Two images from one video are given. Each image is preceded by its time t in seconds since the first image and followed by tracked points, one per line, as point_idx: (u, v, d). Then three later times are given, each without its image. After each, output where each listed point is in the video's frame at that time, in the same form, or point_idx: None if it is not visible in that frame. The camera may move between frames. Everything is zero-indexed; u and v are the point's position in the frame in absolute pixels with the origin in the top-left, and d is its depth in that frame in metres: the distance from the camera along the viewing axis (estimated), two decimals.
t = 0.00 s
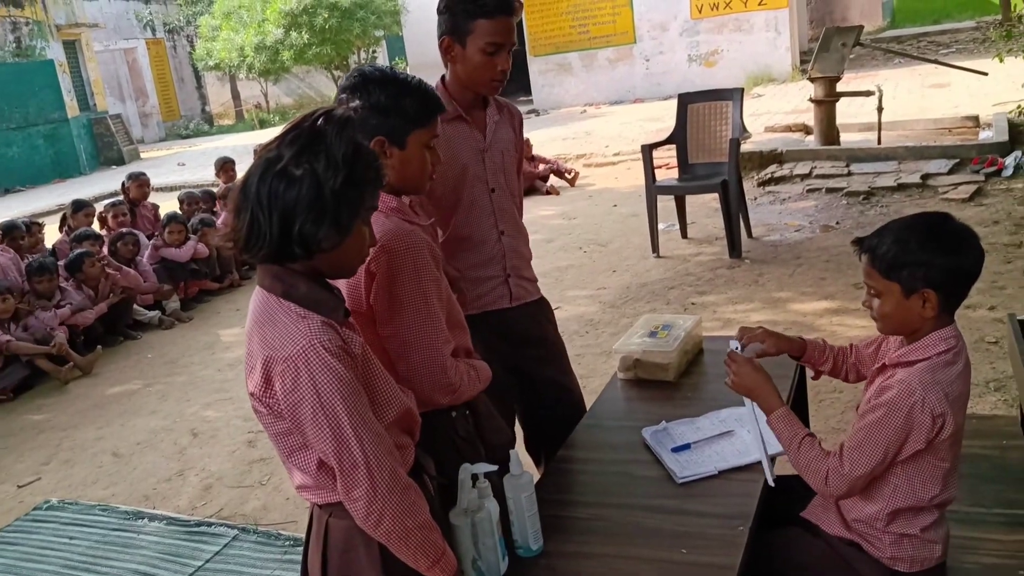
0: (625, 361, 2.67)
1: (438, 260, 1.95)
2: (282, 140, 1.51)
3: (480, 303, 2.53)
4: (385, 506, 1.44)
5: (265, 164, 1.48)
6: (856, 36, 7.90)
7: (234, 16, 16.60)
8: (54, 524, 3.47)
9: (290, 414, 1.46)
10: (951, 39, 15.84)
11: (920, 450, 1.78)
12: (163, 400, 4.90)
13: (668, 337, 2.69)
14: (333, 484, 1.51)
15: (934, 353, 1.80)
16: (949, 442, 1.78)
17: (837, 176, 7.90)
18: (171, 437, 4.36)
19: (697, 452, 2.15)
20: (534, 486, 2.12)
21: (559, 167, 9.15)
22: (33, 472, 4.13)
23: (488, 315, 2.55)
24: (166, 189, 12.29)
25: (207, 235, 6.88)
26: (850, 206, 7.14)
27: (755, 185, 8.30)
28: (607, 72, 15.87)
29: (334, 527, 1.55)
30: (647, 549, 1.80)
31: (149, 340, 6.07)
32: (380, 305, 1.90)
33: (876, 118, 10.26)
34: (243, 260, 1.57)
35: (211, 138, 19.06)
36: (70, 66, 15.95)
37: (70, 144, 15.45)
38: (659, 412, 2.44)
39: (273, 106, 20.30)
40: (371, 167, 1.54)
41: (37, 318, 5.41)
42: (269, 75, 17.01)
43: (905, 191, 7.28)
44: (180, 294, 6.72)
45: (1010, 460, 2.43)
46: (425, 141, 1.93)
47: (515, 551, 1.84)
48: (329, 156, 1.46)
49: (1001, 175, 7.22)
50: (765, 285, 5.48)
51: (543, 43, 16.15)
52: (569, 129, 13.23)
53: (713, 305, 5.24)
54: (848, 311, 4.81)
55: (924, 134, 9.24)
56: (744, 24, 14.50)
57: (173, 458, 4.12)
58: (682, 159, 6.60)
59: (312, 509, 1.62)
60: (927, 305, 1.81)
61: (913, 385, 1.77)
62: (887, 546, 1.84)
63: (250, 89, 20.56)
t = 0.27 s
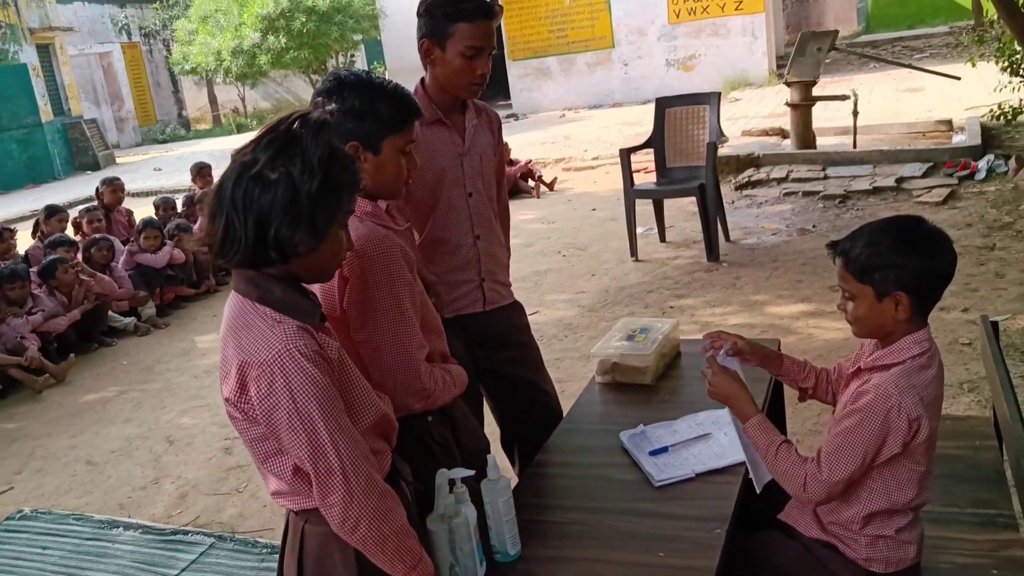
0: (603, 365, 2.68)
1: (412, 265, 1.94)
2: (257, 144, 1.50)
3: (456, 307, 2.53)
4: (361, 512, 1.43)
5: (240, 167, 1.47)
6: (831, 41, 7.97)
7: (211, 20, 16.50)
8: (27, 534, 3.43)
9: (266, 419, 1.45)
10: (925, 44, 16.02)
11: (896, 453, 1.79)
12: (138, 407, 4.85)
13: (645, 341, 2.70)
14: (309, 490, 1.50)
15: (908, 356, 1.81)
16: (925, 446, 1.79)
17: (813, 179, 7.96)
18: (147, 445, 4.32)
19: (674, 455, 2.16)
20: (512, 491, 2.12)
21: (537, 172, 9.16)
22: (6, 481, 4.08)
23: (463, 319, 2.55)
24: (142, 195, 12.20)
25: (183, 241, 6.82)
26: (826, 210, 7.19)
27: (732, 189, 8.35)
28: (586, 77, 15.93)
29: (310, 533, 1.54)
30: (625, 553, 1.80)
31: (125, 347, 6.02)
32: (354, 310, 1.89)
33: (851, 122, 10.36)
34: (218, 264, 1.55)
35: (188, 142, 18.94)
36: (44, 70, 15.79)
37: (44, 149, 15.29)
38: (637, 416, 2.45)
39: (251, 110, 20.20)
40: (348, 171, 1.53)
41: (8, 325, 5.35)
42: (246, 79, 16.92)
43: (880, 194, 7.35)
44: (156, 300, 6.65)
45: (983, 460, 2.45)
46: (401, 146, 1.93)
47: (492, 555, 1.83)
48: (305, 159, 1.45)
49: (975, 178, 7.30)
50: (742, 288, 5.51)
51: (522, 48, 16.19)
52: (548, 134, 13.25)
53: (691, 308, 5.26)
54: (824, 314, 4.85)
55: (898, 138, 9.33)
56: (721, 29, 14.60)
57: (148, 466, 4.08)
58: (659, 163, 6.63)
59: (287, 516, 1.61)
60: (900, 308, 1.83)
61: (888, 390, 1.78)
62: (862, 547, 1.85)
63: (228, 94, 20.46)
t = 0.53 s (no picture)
0: (578, 368, 2.68)
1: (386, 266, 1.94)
2: (228, 148, 1.49)
3: (429, 312, 2.52)
4: (335, 518, 1.42)
5: (211, 171, 1.46)
6: (804, 46, 8.05)
7: (184, 23, 16.38)
8: None
9: (238, 425, 1.44)
10: (896, 49, 16.21)
11: (868, 454, 1.80)
12: (111, 414, 4.79)
13: (620, 344, 2.71)
14: (282, 496, 1.49)
15: (877, 357, 1.82)
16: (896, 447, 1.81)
17: (787, 182, 8.02)
18: (119, 452, 4.27)
19: (649, 458, 2.16)
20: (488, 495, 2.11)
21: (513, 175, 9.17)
22: None
23: (437, 323, 2.53)
24: (114, 200, 12.07)
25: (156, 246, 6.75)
26: (800, 212, 7.25)
27: (707, 192, 8.40)
28: (561, 81, 15.97)
29: (284, 539, 1.52)
30: (600, 555, 1.80)
31: (97, 353, 5.95)
32: (328, 313, 1.88)
33: (824, 126, 10.46)
34: (190, 270, 1.54)
35: (161, 146, 18.77)
36: (14, 74, 15.58)
37: (14, 154, 15.08)
38: (612, 419, 2.45)
39: (225, 114, 20.06)
40: (321, 174, 1.52)
41: None
42: (220, 83, 16.80)
43: (853, 197, 7.42)
44: (128, 306, 6.58)
45: (953, 460, 2.48)
46: (372, 149, 1.92)
47: (467, 560, 1.82)
48: (276, 162, 1.44)
49: (945, 181, 7.39)
50: (717, 291, 5.54)
51: (497, 52, 16.19)
52: (524, 137, 13.27)
53: (666, 311, 5.28)
54: (798, 316, 4.89)
55: (870, 142, 9.43)
56: (696, 33, 14.70)
57: (121, 473, 4.03)
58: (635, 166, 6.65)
59: (261, 522, 1.60)
60: (861, 308, 1.85)
61: (857, 392, 1.79)
62: (835, 547, 1.86)
63: (201, 97, 20.31)
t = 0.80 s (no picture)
0: (558, 367, 2.68)
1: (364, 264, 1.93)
2: (204, 145, 1.47)
3: (411, 310, 2.50)
4: (313, 518, 1.41)
5: (186, 169, 1.44)
6: (783, 46, 8.09)
7: (162, 21, 16.22)
8: None
9: (214, 425, 1.42)
10: (874, 49, 16.34)
11: (837, 450, 1.81)
12: (88, 415, 4.74)
13: (600, 343, 2.71)
14: (260, 497, 1.47)
15: (843, 354, 1.84)
16: (868, 443, 1.81)
17: (766, 182, 8.07)
18: (96, 453, 4.23)
19: (629, 456, 2.16)
20: (468, 495, 2.11)
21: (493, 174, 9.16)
22: None
23: (419, 321, 2.51)
24: (91, 199, 11.95)
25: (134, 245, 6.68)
26: (779, 212, 7.29)
27: (687, 191, 8.43)
28: (542, 81, 15.97)
29: (262, 540, 1.51)
30: (582, 555, 1.80)
31: (73, 354, 5.89)
32: (307, 312, 1.87)
33: (803, 125, 10.52)
34: (166, 268, 1.52)
35: (139, 146, 18.60)
36: None
37: None
38: (593, 418, 2.45)
39: (203, 113, 19.91)
40: (298, 172, 1.51)
41: None
42: (199, 82, 16.66)
43: (831, 197, 7.47)
44: (106, 306, 6.51)
45: (931, 456, 2.50)
46: (349, 147, 1.91)
47: (447, 560, 1.82)
48: (252, 160, 1.43)
49: (923, 181, 7.45)
50: (697, 290, 5.56)
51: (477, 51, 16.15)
52: (504, 137, 13.26)
53: (647, 310, 5.29)
54: (778, 315, 4.91)
55: (849, 142, 9.49)
56: (676, 33, 14.75)
57: (98, 475, 3.99)
58: (615, 165, 6.66)
59: (239, 522, 1.58)
60: (817, 304, 1.88)
61: (821, 389, 1.80)
62: (814, 545, 1.88)
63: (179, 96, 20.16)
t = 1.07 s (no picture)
0: (546, 361, 2.68)
1: (351, 258, 1.92)
2: (188, 137, 1.46)
3: (398, 304, 2.49)
4: (299, 512, 1.40)
5: (170, 161, 1.43)
6: (770, 41, 8.11)
7: (147, 13, 16.09)
8: None
9: (199, 420, 1.41)
10: (860, 45, 16.39)
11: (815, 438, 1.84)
12: (72, 410, 4.71)
13: (588, 336, 2.71)
14: (246, 491, 1.46)
15: (813, 343, 1.88)
16: (845, 431, 1.84)
17: (753, 177, 8.09)
18: (81, 448, 4.20)
19: (617, 450, 2.16)
20: (456, 489, 2.10)
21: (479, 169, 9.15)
22: None
23: (406, 315, 2.50)
24: (75, 193, 11.86)
25: (120, 239, 6.64)
26: (766, 207, 7.31)
27: (674, 186, 8.44)
28: (529, 75, 15.95)
29: (249, 534, 1.50)
30: (570, 549, 1.80)
31: (58, 349, 5.84)
32: (295, 305, 1.86)
33: (790, 121, 10.55)
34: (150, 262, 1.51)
35: (124, 139, 18.47)
36: None
37: None
38: (581, 411, 2.45)
39: (189, 106, 19.78)
40: (283, 165, 1.50)
41: None
42: (184, 75, 16.54)
43: (818, 192, 7.50)
44: (91, 300, 6.46)
45: (916, 449, 2.51)
46: (336, 140, 1.90)
47: (435, 554, 1.81)
48: (238, 153, 1.41)
49: (908, 176, 7.49)
50: (684, 284, 5.57)
51: (465, 45, 16.10)
52: (492, 131, 13.24)
53: (634, 304, 5.30)
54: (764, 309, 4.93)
55: (835, 137, 9.52)
56: (663, 28, 14.75)
57: (83, 470, 3.96)
58: (602, 160, 6.66)
59: (225, 517, 1.57)
60: (783, 294, 1.94)
61: (795, 378, 1.83)
62: (799, 537, 1.89)
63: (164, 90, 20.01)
